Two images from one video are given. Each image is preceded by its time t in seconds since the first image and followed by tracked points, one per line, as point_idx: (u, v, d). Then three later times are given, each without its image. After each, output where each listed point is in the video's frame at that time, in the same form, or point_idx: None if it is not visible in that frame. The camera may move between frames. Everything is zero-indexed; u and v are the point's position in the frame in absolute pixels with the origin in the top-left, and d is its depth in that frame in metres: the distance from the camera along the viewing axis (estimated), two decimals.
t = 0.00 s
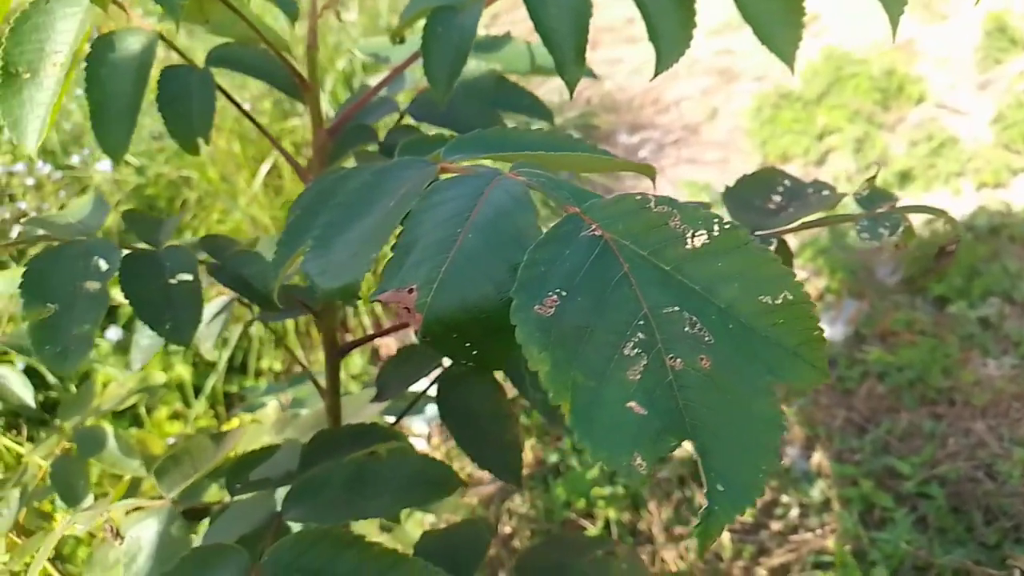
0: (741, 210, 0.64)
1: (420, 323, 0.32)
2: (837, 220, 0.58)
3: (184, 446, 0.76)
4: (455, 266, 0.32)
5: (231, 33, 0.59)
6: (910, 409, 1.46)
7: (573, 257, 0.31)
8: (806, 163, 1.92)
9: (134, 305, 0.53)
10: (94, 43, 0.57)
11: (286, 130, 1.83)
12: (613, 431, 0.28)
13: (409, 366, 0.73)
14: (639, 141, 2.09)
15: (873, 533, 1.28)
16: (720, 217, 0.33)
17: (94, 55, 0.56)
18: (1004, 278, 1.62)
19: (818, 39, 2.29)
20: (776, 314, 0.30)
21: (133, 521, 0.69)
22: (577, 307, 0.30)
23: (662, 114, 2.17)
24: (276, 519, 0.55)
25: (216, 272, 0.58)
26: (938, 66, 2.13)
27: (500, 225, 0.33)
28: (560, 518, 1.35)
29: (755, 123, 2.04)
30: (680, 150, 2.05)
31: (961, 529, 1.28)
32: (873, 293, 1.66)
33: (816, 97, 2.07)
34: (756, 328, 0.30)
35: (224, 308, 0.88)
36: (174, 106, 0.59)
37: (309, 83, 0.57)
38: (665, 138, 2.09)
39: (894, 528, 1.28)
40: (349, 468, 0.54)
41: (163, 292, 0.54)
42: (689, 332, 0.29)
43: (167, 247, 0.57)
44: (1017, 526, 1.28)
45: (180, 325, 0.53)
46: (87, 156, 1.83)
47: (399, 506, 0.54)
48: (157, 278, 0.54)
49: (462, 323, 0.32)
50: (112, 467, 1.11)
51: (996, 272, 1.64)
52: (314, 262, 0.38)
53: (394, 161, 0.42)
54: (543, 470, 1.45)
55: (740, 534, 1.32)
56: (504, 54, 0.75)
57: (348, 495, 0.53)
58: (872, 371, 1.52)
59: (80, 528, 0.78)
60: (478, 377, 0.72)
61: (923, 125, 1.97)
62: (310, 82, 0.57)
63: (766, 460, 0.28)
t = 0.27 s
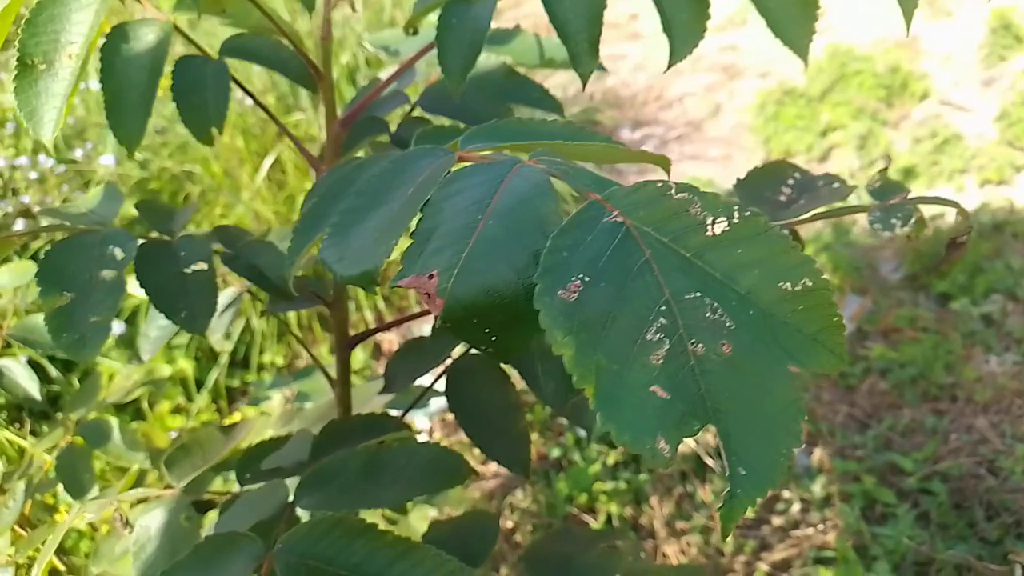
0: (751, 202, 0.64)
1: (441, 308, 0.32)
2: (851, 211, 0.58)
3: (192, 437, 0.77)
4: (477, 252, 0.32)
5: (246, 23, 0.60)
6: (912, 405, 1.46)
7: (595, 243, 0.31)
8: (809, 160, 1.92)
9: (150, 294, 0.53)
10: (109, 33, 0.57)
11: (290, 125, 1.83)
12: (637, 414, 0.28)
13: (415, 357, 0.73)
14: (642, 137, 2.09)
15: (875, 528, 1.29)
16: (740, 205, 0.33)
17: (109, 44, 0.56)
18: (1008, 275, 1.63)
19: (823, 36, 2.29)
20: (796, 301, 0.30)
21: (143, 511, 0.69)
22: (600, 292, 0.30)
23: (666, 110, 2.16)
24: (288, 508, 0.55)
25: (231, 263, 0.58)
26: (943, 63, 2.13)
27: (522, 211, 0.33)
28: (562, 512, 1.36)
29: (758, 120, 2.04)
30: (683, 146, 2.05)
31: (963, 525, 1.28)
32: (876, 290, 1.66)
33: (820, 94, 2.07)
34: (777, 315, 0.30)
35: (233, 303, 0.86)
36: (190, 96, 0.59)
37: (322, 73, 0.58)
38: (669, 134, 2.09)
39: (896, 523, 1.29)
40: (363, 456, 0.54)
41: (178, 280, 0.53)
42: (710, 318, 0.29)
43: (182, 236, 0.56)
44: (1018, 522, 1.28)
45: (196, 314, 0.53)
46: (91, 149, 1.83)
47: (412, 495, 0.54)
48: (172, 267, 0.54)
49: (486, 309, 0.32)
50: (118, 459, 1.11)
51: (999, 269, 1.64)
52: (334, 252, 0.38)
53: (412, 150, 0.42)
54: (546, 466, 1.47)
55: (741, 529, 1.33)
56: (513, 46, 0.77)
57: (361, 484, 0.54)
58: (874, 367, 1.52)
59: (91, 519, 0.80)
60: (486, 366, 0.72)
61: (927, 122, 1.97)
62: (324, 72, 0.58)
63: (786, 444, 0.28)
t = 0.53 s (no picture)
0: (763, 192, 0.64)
1: (463, 293, 0.32)
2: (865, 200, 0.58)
3: (202, 426, 0.78)
4: (499, 237, 0.33)
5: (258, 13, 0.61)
6: (915, 401, 1.46)
7: (617, 229, 0.32)
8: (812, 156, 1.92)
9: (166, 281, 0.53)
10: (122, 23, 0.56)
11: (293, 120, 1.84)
12: (660, 396, 0.29)
13: (425, 349, 0.73)
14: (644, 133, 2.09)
15: (878, 523, 1.29)
16: (760, 192, 0.33)
17: (122, 34, 0.56)
18: (1011, 271, 1.63)
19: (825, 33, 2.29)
20: (816, 287, 0.30)
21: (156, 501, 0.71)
22: (623, 277, 0.30)
23: (668, 106, 2.16)
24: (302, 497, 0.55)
25: (246, 252, 0.58)
26: (946, 60, 2.13)
27: (543, 197, 0.33)
28: (566, 507, 1.37)
29: (761, 116, 2.04)
30: (685, 142, 2.04)
31: (965, 521, 1.29)
32: (879, 286, 1.66)
33: (823, 90, 2.07)
34: (796, 301, 0.30)
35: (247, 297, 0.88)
36: (205, 87, 0.59)
37: (337, 63, 0.59)
38: (671, 130, 2.09)
39: (899, 518, 1.29)
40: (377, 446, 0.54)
41: (193, 269, 0.53)
42: (731, 303, 0.29)
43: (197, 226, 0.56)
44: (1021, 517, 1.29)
45: (212, 302, 0.53)
46: (94, 143, 1.83)
47: (425, 484, 0.54)
48: (188, 256, 0.54)
49: (509, 295, 0.32)
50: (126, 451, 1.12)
51: (1002, 266, 1.64)
52: (353, 239, 0.38)
53: (429, 138, 0.42)
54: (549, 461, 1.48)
55: (744, 524, 1.33)
56: (523, 40, 0.76)
57: (374, 472, 0.54)
58: (877, 364, 1.52)
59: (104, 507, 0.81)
60: (495, 356, 0.72)
61: (930, 119, 1.97)
62: (339, 62, 0.59)
63: (808, 428, 0.28)
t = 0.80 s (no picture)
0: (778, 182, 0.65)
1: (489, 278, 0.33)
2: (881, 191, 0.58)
3: (218, 417, 0.78)
4: (524, 223, 0.33)
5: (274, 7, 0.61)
6: (921, 397, 1.46)
7: (642, 215, 0.32)
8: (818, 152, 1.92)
9: (188, 269, 0.53)
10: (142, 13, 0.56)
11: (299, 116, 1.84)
12: (686, 378, 0.29)
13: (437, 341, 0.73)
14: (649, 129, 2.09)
15: (884, 518, 1.30)
16: (782, 179, 0.34)
17: (142, 24, 0.56)
18: (1017, 267, 1.63)
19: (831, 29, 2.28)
20: (839, 272, 0.31)
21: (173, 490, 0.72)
22: (649, 261, 0.31)
23: (673, 102, 2.16)
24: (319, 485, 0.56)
25: (265, 242, 0.58)
26: (952, 55, 2.13)
27: (568, 183, 0.34)
28: (572, 501, 1.37)
29: (766, 112, 2.04)
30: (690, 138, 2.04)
31: (972, 516, 1.29)
32: (885, 282, 1.66)
33: (828, 86, 2.07)
34: (819, 285, 0.30)
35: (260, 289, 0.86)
36: (224, 78, 0.60)
37: (355, 54, 0.59)
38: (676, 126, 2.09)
39: (905, 513, 1.30)
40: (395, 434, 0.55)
41: (213, 258, 0.54)
42: (756, 287, 0.30)
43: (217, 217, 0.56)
44: None
45: (232, 292, 0.54)
46: (100, 139, 1.84)
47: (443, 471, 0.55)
48: (208, 246, 0.54)
49: (534, 280, 0.33)
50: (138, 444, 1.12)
51: (1008, 262, 1.64)
52: (375, 226, 0.38)
53: (450, 127, 0.42)
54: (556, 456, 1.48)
55: (751, 519, 1.34)
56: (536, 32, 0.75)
57: (393, 460, 0.55)
58: (883, 359, 1.52)
59: (121, 498, 0.82)
60: (508, 348, 0.72)
61: (936, 115, 1.97)
62: (356, 53, 0.59)
63: (832, 411, 0.29)
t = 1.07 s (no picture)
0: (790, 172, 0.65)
1: (513, 263, 0.33)
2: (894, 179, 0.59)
3: (230, 410, 0.79)
4: (548, 209, 0.34)
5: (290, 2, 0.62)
6: (926, 391, 1.47)
7: (665, 202, 0.33)
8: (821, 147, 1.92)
9: (208, 259, 0.54)
10: None
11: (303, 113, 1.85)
12: (711, 359, 0.29)
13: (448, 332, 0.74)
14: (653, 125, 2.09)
15: (889, 511, 1.30)
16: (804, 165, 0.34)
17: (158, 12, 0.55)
18: (1022, 262, 1.63)
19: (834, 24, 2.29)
20: (859, 256, 0.31)
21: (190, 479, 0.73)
22: (674, 245, 0.31)
23: (677, 98, 2.16)
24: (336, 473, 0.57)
25: (283, 233, 0.59)
26: (956, 51, 2.13)
27: (591, 169, 0.34)
28: (578, 496, 1.38)
29: (770, 108, 2.04)
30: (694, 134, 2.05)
31: (977, 509, 1.29)
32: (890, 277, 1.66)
33: (832, 82, 2.07)
34: (840, 268, 0.31)
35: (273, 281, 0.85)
36: (242, 69, 0.61)
37: (370, 47, 0.59)
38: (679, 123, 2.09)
39: (910, 506, 1.30)
40: (411, 423, 0.56)
41: (231, 247, 0.55)
42: (778, 270, 0.30)
43: (235, 207, 0.57)
44: None
45: (250, 282, 0.54)
46: (106, 136, 1.85)
47: (460, 458, 0.55)
48: (225, 235, 0.55)
49: (557, 264, 0.33)
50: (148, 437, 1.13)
51: (1013, 257, 1.64)
52: (396, 212, 0.39)
53: (471, 117, 0.43)
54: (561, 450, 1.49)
55: (755, 513, 1.34)
56: (545, 24, 0.75)
57: (411, 448, 0.55)
58: (887, 354, 1.53)
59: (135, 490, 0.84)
60: (519, 340, 0.72)
61: (940, 111, 1.97)
62: (371, 45, 0.59)
63: (854, 393, 0.29)
